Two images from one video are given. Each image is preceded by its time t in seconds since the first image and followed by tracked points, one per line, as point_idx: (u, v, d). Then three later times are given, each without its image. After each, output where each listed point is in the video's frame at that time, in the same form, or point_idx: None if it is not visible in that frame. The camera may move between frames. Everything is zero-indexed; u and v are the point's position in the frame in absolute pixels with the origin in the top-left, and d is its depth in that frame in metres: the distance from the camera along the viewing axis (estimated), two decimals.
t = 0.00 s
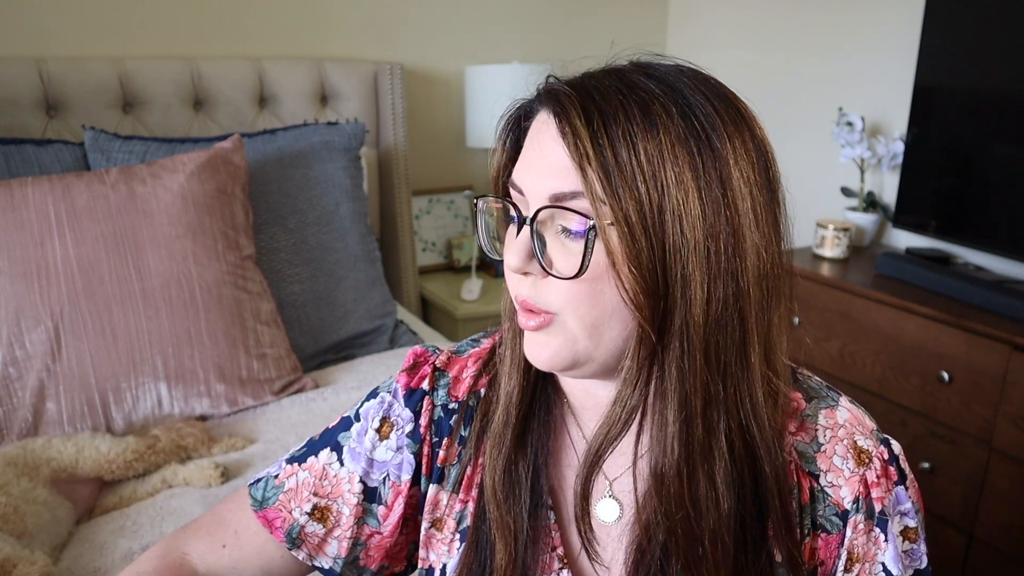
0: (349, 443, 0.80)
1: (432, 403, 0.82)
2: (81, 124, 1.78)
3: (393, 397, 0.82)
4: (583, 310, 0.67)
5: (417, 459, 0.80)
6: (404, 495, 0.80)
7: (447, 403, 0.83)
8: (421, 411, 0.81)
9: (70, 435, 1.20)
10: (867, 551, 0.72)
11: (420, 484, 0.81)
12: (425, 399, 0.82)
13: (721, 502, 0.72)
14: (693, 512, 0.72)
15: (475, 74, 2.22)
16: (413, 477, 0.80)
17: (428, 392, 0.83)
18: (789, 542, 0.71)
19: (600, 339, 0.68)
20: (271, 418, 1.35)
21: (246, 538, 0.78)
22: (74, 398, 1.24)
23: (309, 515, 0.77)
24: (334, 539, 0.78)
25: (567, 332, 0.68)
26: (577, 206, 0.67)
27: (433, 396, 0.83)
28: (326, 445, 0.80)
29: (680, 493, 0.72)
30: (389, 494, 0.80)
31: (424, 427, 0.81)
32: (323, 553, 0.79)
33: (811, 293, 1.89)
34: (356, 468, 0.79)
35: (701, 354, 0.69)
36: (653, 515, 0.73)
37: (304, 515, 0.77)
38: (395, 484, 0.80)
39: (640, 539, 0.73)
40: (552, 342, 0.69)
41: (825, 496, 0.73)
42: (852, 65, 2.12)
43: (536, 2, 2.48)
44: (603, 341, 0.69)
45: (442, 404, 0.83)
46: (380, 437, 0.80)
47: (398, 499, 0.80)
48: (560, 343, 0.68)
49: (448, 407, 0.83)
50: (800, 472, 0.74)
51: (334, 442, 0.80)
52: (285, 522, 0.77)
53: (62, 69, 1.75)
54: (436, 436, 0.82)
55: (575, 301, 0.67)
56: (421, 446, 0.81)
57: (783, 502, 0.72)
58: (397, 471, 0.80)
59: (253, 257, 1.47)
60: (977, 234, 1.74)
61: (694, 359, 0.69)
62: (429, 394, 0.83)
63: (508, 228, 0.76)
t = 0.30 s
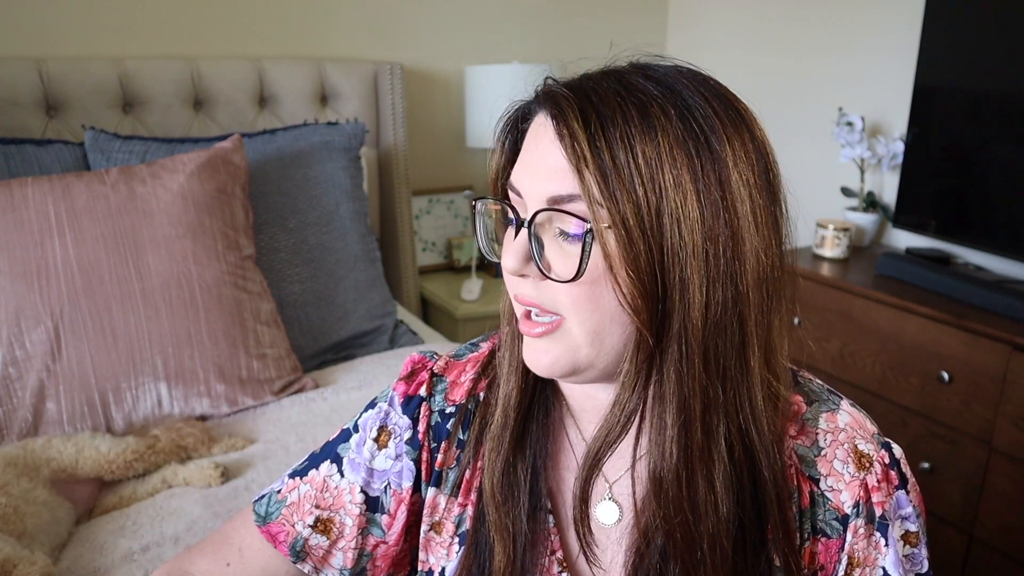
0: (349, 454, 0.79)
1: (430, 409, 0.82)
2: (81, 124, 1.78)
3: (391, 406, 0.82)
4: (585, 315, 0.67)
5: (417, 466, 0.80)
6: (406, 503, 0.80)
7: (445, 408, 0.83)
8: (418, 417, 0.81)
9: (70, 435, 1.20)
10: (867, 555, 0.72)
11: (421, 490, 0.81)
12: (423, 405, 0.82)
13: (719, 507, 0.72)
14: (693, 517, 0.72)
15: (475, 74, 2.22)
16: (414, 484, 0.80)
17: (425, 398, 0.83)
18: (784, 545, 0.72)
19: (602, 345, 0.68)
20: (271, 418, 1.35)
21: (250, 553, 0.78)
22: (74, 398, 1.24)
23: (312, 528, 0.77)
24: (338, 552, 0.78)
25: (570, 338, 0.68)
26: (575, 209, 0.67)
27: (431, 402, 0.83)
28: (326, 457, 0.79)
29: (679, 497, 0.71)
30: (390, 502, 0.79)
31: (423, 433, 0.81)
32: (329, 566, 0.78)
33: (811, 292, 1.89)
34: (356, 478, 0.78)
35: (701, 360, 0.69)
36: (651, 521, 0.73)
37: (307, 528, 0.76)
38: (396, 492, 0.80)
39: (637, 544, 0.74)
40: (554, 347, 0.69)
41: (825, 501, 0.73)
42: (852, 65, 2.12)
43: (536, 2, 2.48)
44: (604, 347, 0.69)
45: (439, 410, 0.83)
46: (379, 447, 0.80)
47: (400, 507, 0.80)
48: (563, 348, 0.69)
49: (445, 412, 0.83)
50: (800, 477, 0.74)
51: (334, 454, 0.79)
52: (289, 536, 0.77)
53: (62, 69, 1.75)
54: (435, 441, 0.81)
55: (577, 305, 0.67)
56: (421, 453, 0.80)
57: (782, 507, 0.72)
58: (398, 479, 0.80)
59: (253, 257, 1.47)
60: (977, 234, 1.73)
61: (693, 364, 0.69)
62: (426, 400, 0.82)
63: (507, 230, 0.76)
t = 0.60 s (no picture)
0: (355, 460, 0.80)
1: (435, 411, 0.82)
2: (81, 124, 1.78)
3: (395, 410, 0.83)
4: (600, 310, 0.67)
5: (423, 467, 0.80)
6: (413, 506, 0.80)
7: (450, 409, 0.83)
8: (423, 420, 0.82)
9: (70, 435, 1.19)
10: (876, 551, 0.72)
11: (427, 493, 0.81)
12: (428, 408, 0.82)
13: (734, 503, 0.72)
14: (706, 514, 0.72)
15: (475, 74, 2.22)
16: (421, 486, 0.80)
17: (431, 400, 0.83)
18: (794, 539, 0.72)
19: (614, 340, 0.68)
20: (271, 418, 1.34)
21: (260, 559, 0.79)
22: (74, 398, 1.24)
23: (320, 534, 0.77)
24: (347, 556, 0.78)
25: (580, 333, 0.67)
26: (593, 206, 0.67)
27: (437, 404, 0.83)
28: (332, 464, 0.80)
29: (695, 492, 0.71)
30: (397, 505, 0.79)
31: (428, 435, 0.81)
32: (337, 570, 0.78)
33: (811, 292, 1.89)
34: (364, 483, 0.79)
35: (715, 357, 0.69)
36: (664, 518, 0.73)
37: (313, 533, 0.77)
38: (403, 495, 0.80)
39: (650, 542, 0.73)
40: (564, 343, 0.68)
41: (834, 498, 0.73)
42: (851, 65, 2.12)
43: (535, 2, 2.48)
44: (617, 343, 0.68)
45: (445, 411, 0.83)
46: (384, 451, 0.80)
47: (408, 510, 0.80)
48: (572, 343, 0.68)
49: (451, 413, 0.83)
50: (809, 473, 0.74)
51: (340, 462, 0.80)
52: (295, 541, 0.77)
53: (62, 69, 1.75)
54: (441, 442, 0.82)
55: (592, 301, 0.67)
56: (427, 455, 0.81)
57: (793, 504, 0.72)
58: (404, 482, 0.80)
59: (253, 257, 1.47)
60: (978, 234, 1.73)
61: (708, 361, 0.69)
62: (431, 402, 0.83)
63: (518, 230, 0.76)
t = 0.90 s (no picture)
0: (364, 455, 0.83)
1: (431, 406, 0.83)
2: (81, 124, 1.78)
3: (396, 409, 0.84)
4: (670, 293, 0.68)
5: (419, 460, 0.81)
6: (411, 497, 0.81)
7: (446, 404, 0.83)
8: (419, 414, 0.83)
9: (70, 435, 1.19)
10: (874, 540, 0.72)
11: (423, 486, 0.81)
12: (425, 403, 0.83)
13: (766, 479, 0.71)
14: (761, 493, 0.71)
15: (474, 74, 2.22)
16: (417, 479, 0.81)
17: (428, 396, 0.84)
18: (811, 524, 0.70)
19: (675, 325, 0.69)
20: (270, 418, 1.34)
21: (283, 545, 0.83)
22: (74, 398, 1.24)
23: (327, 521, 0.81)
24: (350, 544, 0.80)
25: (648, 318, 0.68)
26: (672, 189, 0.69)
27: (434, 400, 0.84)
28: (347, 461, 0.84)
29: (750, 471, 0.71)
30: (395, 497, 0.81)
31: (423, 430, 0.82)
32: (344, 558, 0.81)
33: (810, 292, 1.89)
34: (368, 473, 0.82)
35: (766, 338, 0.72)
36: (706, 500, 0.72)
37: (322, 519, 0.80)
38: (400, 487, 0.81)
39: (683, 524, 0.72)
40: (632, 328, 0.68)
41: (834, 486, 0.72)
42: (851, 65, 2.12)
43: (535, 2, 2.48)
44: (677, 326, 0.69)
45: (441, 406, 0.83)
46: (384, 446, 0.82)
47: (405, 502, 0.81)
48: (641, 328, 0.68)
49: (447, 408, 0.83)
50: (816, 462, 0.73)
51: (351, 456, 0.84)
52: (309, 526, 0.81)
53: (63, 69, 1.75)
54: (435, 436, 0.82)
55: (668, 284, 0.68)
56: (421, 448, 0.81)
57: (809, 489, 0.71)
58: (402, 475, 0.81)
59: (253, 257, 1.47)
60: (977, 234, 1.73)
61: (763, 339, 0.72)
62: (428, 398, 0.84)
63: (549, 218, 0.76)
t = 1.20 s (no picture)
0: (382, 462, 0.81)
1: (446, 399, 0.83)
2: (81, 124, 1.78)
3: (410, 409, 0.84)
4: (695, 292, 0.70)
5: (441, 453, 0.81)
6: (440, 493, 0.80)
7: (460, 395, 0.84)
8: (435, 408, 0.83)
9: (70, 435, 1.20)
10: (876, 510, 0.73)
11: (446, 479, 0.81)
12: (439, 397, 0.84)
13: (766, 456, 0.75)
14: (767, 468, 0.75)
15: (475, 73, 2.22)
16: (442, 472, 0.81)
17: (441, 390, 0.84)
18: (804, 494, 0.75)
19: (695, 319, 0.71)
20: (270, 418, 1.34)
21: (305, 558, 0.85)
22: (74, 398, 1.24)
23: (361, 537, 0.79)
24: (388, 553, 0.79)
25: (673, 316, 0.70)
26: (692, 191, 0.71)
27: (447, 393, 0.84)
28: (365, 471, 0.82)
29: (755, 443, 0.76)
30: (426, 493, 0.80)
31: (441, 422, 0.82)
32: (383, 571, 0.80)
33: (810, 292, 1.89)
34: (392, 476, 0.80)
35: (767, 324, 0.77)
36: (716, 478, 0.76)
37: (355, 536, 0.79)
38: (429, 484, 0.81)
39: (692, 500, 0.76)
40: (658, 329, 0.70)
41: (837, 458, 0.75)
42: (851, 65, 2.12)
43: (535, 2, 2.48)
44: (699, 321, 0.72)
45: (456, 398, 0.84)
46: (405, 447, 0.82)
47: (436, 498, 0.80)
48: (666, 327, 0.70)
49: (461, 399, 0.83)
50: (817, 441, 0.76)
51: (370, 465, 0.82)
52: (340, 547, 0.79)
53: (63, 68, 1.75)
54: (451, 427, 0.82)
55: (694, 284, 0.70)
56: (442, 441, 0.81)
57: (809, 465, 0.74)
58: (426, 470, 0.81)
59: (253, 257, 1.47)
60: (977, 234, 1.74)
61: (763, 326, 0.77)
62: (442, 393, 0.84)
63: (566, 217, 0.76)
